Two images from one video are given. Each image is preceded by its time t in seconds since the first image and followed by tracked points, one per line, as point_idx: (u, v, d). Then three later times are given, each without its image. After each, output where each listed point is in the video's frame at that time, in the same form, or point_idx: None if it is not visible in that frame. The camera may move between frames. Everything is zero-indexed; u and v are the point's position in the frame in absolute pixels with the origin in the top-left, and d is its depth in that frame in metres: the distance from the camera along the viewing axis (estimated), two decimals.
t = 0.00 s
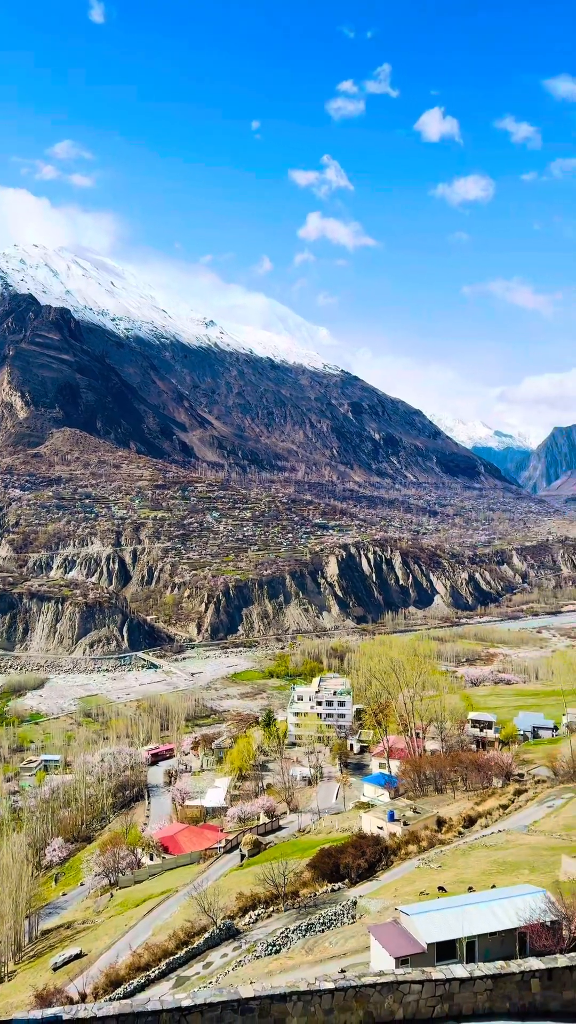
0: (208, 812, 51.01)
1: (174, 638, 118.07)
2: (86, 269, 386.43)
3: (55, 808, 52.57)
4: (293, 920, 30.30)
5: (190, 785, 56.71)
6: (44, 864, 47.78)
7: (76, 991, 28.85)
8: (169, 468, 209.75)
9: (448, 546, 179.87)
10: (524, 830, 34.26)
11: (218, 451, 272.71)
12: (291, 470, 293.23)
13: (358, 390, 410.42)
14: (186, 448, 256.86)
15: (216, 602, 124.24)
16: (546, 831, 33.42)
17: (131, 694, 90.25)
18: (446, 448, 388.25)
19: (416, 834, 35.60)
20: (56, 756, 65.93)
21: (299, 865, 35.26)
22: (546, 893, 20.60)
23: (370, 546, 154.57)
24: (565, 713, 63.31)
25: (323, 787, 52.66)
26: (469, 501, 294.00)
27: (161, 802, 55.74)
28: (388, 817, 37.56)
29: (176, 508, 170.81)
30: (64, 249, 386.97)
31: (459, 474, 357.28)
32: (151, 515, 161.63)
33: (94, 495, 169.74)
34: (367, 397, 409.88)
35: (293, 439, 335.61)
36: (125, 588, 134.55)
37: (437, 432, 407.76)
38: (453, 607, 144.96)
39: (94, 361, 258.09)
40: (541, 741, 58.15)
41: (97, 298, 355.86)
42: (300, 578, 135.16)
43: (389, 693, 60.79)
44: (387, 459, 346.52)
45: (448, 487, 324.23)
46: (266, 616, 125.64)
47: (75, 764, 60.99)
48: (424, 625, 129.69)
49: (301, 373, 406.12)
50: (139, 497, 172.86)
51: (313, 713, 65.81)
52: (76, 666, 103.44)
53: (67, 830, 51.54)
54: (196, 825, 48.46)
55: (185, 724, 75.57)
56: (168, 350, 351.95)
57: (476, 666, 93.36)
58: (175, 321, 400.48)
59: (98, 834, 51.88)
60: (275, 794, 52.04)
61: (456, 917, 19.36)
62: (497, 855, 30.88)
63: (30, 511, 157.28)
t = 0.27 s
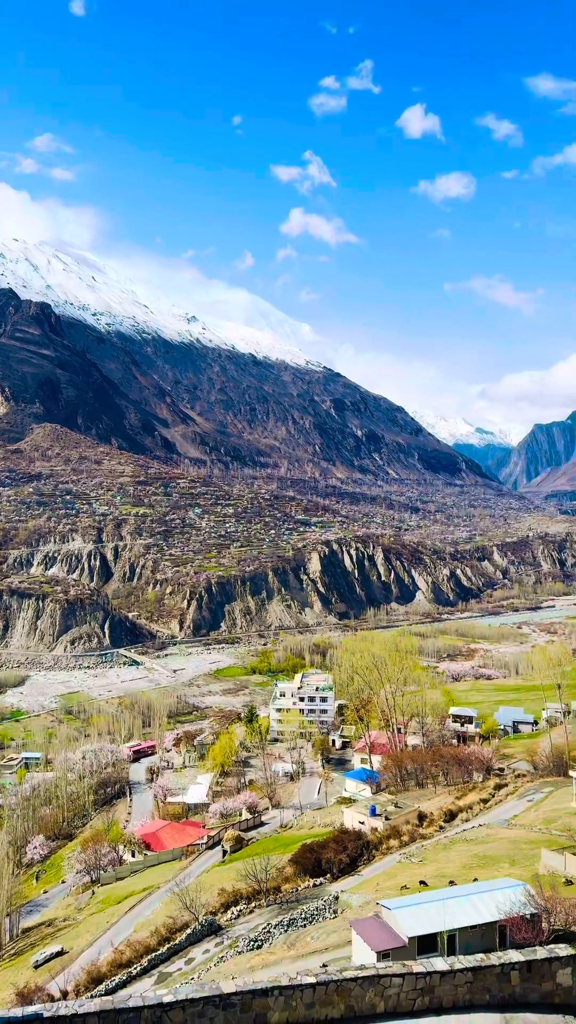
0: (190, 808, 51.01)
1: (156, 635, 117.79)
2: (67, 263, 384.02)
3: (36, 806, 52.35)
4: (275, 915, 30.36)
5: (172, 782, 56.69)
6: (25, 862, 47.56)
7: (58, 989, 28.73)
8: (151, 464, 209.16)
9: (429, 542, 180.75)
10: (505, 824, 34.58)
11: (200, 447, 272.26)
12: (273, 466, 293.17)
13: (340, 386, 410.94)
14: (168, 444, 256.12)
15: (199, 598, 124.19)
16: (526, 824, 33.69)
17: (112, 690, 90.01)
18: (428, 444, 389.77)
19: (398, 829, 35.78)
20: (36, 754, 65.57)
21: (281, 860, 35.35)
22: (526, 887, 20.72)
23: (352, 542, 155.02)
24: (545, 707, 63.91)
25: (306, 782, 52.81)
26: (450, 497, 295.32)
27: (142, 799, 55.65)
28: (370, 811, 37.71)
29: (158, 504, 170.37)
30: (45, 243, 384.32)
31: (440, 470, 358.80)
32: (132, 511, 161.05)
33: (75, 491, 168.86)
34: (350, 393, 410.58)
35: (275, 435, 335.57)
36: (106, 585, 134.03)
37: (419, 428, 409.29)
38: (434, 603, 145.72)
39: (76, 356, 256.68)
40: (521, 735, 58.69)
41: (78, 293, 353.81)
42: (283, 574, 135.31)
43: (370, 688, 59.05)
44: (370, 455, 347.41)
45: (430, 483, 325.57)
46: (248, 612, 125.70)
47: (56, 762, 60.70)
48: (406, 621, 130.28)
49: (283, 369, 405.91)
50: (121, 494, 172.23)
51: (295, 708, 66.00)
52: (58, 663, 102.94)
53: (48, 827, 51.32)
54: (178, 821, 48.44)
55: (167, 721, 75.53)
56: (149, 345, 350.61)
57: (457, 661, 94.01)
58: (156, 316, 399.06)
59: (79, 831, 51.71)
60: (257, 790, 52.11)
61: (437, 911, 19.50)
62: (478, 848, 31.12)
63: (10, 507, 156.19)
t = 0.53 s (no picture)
0: (172, 804, 51.02)
1: (138, 631, 117.57)
2: (48, 257, 381.61)
3: (17, 803, 52.21)
4: (257, 910, 30.46)
5: (154, 778, 56.61)
6: (6, 859, 47.39)
7: (39, 987, 28.62)
8: (133, 459, 208.40)
9: (411, 538, 181.36)
10: (485, 817, 34.82)
11: (182, 443, 271.57)
12: (256, 462, 292.97)
13: (323, 383, 410.94)
14: (150, 440, 255.23)
15: (181, 595, 123.96)
16: (506, 818, 33.94)
17: (94, 687, 89.73)
18: (410, 441, 390.82)
19: (379, 823, 35.93)
20: (17, 750, 65.25)
21: (263, 854, 35.46)
22: (506, 878, 20.94)
23: (334, 538, 155.14)
24: (525, 701, 64.29)
25: (288, 778, 52.91)
26: (433, 493, 296.35)
27: (124, 796, 55.49)
28: (351, 806, 37.86)
29: (140, 500, 169.83)
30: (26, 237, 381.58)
31: (422, 467, 359.59)
32: (114, 507, 160.41)
33: (56, 486, 167.95)
34: (332, 389, 410.81)
35: (258, 431, 335.31)
36: (88, 581, 133.51)
37: (401, 425, 410.26)
38: (416, 599, 146.15)
39: (57, 351, 255.28)
40: (501, 729, 59.02)
41: (59, 287, 351.72)
42: (266, 570, 135.33)
43: (352, 683, 59.08)
44: (352, 451, 347.94)
45: (412, 480, 326.36)
46: (231, 608, 125.60)
47: (37, 758, 60.45)
48: (387, 617, 130.58)
49: (266, 365, 405.34)
50: (102, 489, 171.47)
51: (278, 704, 66.09)
52: (39, 660, 102.48)
53: (29, 824, 51.13)
54: (160, 817, 48.37)
55: (149, 717, 75.41)
56: (131, 340, 349.11)
57: (439, 656, 94.50)
58: (138, 311, 397.49)
59: (61, 828, 51.48)
60: (239, 785, 52.11)
61: (419, 905, 19.63)
62: (458, 841, 31.33)
63: None
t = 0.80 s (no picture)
0: (153, 800, 50.92)
1: (119, 627, 117.13)
2: (27, 250, 378.94)
3: None
4: (237, 905, 30.47)
5: (135, 774, 56.50)
6: None
7: (18, 984, 28.46)
8: (114, 454, 207.54)
9: (392, 534, 181.98)
10: (464, 811, 35.04)
11: (164, 438, 270.68)
12: (238, 457, 292.65)
13: (305, 378, 410.92)
14: (131, 435, 254.22)
15: (162, 590, 123.66)
16: (486, 812, 34.13)
17: (74, 683, 89.32)
18: (392, 437, 391.88)
19: (359, 817, 36.07)
20: None
21: (243, 850, 35.48)
22: (485, 872, 21.05)
23: (316, 534, 155.35)
24: (504, 696, 64.74)
25: (269, 773, 52.97)
26: (414, 489, 297.38)
27: (104, 793, 55.32)
28: (332, 800, 37.96)
29: (121, 495, 169.19)
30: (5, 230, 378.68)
31: (403, 462, 360.56)
32: (95, 502, 159.73)
33: (36, 481, 166.93)
34: (314, 385, 411.09)
35: (240, 426, 334.79)
36: (68, 577, 132.88)
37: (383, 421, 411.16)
38: (397, 594, 146.63)
39: (36, 345, 253.64)
40: (481, 724, 59.42)
41: (39, 281, 349.36)
42: (247, 566, 135.32)
43: (333, 678, 59.13)
44: (334, 447, 348.25)
45: (393, 476, 327.16)
46: (212, 604, 125.41)
47: (17, 754, 60.08)
48: (369, 612, 130.90)
49: (247, 361, 404.69)
50: (83, 484, 170.67)
51: (259, 700, 66.16)
52: (18, 656, 101.86)
53: (8, 821, 50.86)
54: (141, 813, 48.26)
55: (129, 713, 75.24)
56: (112, 335, 347.41)
57: (419, 651, 95.01)
58: (119, 306, 395.69)
59: (41, 824, 51.22)
60: (220, 781, 52.10)
61: (399, 899, 19.66)
62: (438, 835, 31.49)
63: None
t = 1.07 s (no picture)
0: (132, 796, 50.77)
1: (98, 623, 116.58)
2: (5, 243, 375.75)
3: None
4: (216, 900, 30.47)
5: (114, 771, 56.29)
6: None
7: None
8: (93, 449, 206.47)
9: (372, 530, 182.47)
10: (443, 805, 35.27)
11: (143, 433, 269.57)
12: (219, 453, 292.06)
13: (285, 374, 410.59)
14: (111, 429, 252.97)
15: (142, 586, 123.27)
16: (463, 805, 34.37)
17: (53, 679, 88.82)
18: (372, 433, 392.71)
19: (339, 812, 36.21)
20: None
21: (222, 845, 35.51)
22: (463, 865, 21.15)
23: (296, 530, 155.45)
24: (482, 690, 65.23)
25: (249, 768, 53.00)
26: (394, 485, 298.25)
27: (83, 789, 55.08)
28: (312, 795, 38.08)
29: (100, 490, 168.38)
30: None
31: (383, 458, 361.16)
32: (74, 497, 158.87)
33: (14, 476, 165.70)
34: (295, 381, 411.08)
35: (220, 422, 333.98)
36: (46, 572, 132.09)
37: (363, 417, 411.89)
38: (377, 589, 146.95)
39: (14, 339, 251.67)
40: (459, 717, 59.82)
41: (17, 273, 346.59)
42: (227, 562, 135.19)
43: (313, 674, 59.20)
44: (314, 443, 348.37)
45: (373, 472, 327.74)
46: (192, 600, 125.17)
47: None
48: (348, 607, 131.16)
49: (228, 356, 403.63)
50: (62, 479, 169.69)
51: (239, 695, 66.16)
52: None
53: None
54: (120, 810, 48.10)
55: (108, 710, 74.95)
56: (91, 328, 345.36)
57: (398, 646, 95.36)
58: (98, 299, 393.44)
59: (18, 821, 50.90)
60: (200, 776, 52.06)
61: (377, 893, 19.74)
62: (416, 829, 31.67)
63: None
